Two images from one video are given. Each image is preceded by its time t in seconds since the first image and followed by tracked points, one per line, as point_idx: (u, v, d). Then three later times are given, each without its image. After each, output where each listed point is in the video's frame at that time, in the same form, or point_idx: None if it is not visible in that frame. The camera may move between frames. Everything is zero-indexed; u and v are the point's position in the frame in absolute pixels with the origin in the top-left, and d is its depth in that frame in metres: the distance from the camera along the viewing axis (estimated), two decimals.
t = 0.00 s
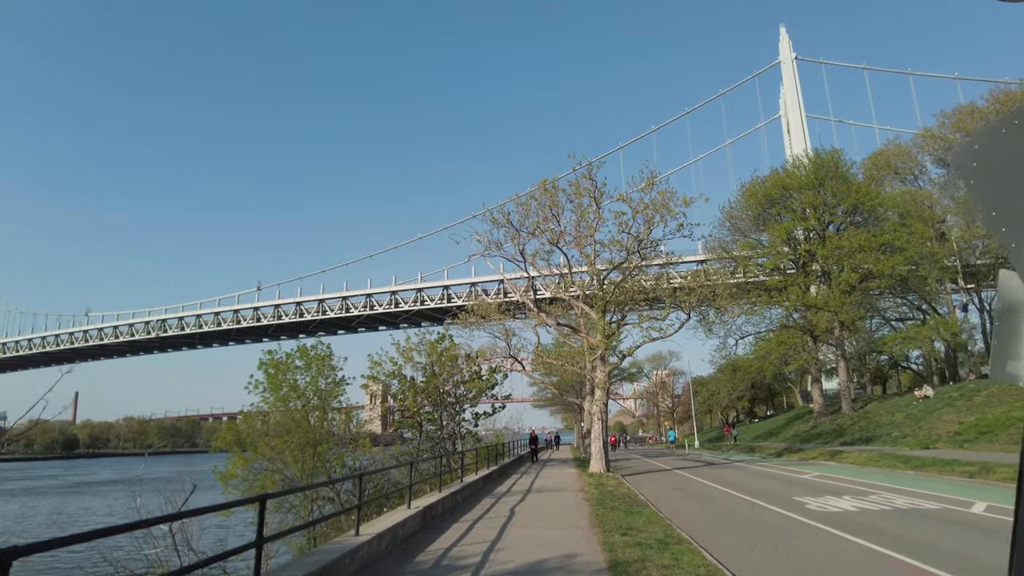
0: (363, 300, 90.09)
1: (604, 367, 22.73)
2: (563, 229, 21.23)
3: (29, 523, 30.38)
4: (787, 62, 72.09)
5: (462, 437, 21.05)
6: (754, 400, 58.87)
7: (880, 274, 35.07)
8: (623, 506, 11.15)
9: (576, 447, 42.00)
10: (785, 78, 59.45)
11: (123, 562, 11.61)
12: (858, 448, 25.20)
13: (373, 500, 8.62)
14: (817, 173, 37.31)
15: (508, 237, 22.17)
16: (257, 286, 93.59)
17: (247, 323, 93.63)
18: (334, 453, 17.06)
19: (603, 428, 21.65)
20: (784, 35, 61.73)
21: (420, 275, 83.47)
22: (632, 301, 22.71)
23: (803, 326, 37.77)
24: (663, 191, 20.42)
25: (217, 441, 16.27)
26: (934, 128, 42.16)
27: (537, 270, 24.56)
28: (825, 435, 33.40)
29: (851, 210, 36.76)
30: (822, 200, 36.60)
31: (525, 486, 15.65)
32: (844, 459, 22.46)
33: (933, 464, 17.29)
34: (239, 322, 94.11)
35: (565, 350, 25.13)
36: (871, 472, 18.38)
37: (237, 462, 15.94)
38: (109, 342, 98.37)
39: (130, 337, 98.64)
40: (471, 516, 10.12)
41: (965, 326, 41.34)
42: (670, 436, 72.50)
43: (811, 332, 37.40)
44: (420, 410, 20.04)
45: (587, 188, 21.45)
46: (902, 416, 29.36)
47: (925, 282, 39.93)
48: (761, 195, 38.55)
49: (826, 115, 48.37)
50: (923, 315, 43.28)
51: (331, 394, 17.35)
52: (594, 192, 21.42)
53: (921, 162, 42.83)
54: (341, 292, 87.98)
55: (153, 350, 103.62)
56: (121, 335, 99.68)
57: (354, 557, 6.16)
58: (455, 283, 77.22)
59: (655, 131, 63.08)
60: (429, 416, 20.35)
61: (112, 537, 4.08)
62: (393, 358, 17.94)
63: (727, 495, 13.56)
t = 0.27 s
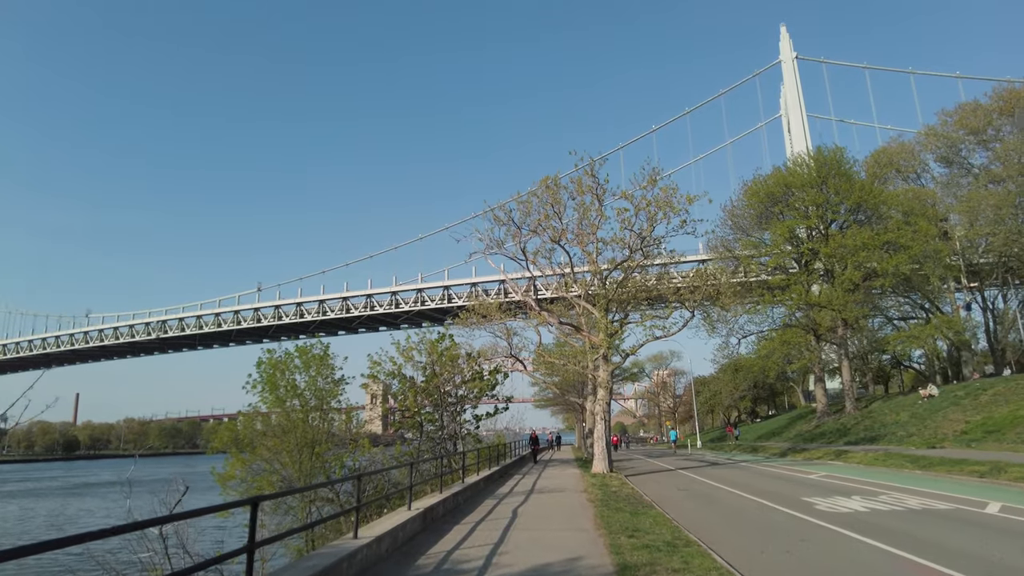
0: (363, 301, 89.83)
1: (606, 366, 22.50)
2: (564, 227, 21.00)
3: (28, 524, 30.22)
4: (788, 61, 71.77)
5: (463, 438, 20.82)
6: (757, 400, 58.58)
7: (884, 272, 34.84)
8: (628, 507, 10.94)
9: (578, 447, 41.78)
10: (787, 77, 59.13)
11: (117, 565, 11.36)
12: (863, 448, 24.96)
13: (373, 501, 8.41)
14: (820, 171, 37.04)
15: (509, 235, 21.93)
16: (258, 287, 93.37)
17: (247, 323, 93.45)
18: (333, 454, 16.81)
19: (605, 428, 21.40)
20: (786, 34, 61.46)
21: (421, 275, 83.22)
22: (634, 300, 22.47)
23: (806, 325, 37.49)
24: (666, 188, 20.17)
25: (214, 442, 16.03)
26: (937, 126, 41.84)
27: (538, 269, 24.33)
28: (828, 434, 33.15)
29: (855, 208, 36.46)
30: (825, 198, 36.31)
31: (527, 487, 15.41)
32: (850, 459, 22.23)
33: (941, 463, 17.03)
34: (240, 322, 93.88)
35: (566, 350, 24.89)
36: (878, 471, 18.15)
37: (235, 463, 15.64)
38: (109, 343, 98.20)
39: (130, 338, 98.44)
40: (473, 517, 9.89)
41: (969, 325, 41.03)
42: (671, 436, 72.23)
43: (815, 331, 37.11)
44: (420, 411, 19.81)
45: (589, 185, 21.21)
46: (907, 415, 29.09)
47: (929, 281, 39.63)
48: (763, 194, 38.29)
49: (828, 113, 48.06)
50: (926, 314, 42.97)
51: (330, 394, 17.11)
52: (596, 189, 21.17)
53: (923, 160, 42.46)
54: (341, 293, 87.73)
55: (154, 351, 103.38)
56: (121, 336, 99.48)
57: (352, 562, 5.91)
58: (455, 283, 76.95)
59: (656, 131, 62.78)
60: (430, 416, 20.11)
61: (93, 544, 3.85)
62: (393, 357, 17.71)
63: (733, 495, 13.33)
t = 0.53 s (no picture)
0: (363, 301, 89.55)
1: (608, 366, 22.21)
2: (566, 225, 20.74)
3: (25, 525, 29.99)
4: (789, 60, 71.53)
5: (463, 438, 20.54)
6: (758, 400, 58.34)
7: (887, 271, 34.58)
8: (632, 510, 10.66)
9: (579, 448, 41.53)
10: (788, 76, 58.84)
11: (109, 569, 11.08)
12: (867, 448, 24.70)
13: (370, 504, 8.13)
14: (823, 169, 36.77)
15: (510, 233, 21.66)
16: (257, 287, 93.11)
17: (246, 324, 93.23)
18: (331, 455, 16.52)
19: (607, 429, 21.12)
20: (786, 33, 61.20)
21: (420, 275, 82.93)
22: (636, 299, 22.20)
23: (809, 324, 37.21)
24: (669, 185, 19.90)
25: (210, 443, 15.76)
26: (940, 124, 41.55)
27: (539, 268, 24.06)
28: (831, 434, 32.89)
29: (858, 206, 36.17)
30: (828, 196, 36.02)
31: (528, 489, 15.15)
32: (855, 459, 21.98)
33: (949, 464, 16.75)
34: (239, 323, 93.61)
35: (568, 349, 24.62)
36: (885, 472, 17.88)
37: (232, 464, 15.34)
38: (109, 344, 97.97)
39: (130, 338, 98.16)
40: (474, 520, 9.60)
41: (972, 324, 40.75)
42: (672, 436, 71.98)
43: (818, 330, 36.81)
44: (420, 411, 19.56)
45: (591, 182, 20.94)
46: (912, 415, 28.80)
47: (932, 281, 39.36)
48: (765, 192, 38.02)
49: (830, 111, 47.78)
50: (929, 313, 42.70)
51: (329, 394, 16.84)
52: (598, 186, 20.89)
53: (926, 159, 42.17)
54: (341, 293, 87.48)
55: (153, 352, 103.09)
56: (121, 336, 99.27)
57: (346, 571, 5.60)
58: (456, 283, 76.70)
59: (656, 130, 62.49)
60: (430, 416, 19.85)
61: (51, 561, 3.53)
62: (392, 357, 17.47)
63: (739, 497, 13.05)
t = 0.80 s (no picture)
0: (364, 299, 89.33)
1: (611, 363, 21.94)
2: (568, 220, 20.49)
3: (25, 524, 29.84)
4: (790, 59, 71.31)
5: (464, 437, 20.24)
6: (761, 399, 58.04)
7: (892, 268, 34.33)
8: (638, 510, 10.41)
9: (581, 447, 41.27)
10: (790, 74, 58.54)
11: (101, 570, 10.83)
12: (873, 447, 24.44)
13: (370, 504, 7.87)
14: (828, 165, 36.50)
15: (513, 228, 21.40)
16: (258, 286, 92.93)
17: (248, 322, 93.12)
18: (330, 453, 16.25)
19: (611, 427, 20.84)
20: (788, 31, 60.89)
21: (421, 274, 82.67)
22: (640, 296, 21.94)
23: (813, 322, 36.92)
24: (674, 179, 19.62)
25: (207, 441, 15.49)
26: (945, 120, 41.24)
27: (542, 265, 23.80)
28: (835, 433, 32.61)
29: (863, 203, 35.91)
30: (832, 192, 35.73)
31: (531, 487, 14.90)
32: (862, 458, 21.73)
33: (959, 464, 16.47)
34: (241, 322, 93.47)
35: (570, 347, 24.36)
36: (894, 471, 17.62)
37: (231, 463, 15.09)
38: (110, 343, 97.85)
39: (131, 337, 97.99)
40: (477, 521, 9.34)
41: (978, 323, 40.40)
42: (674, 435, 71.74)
43: (822, 328, 36.50)
44: (421, 410, 19.30)
45: (595, 177, 20.68)
46: (918, 414, 28.50)
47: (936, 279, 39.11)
48: (770, 188, 37.73)
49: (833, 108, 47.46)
50: (933, 312, 42.36)
51: (328, 392, 16.58)
52: (602, 181, 20.63)
53: (931, 157, 41.86)
54: (342, 292, 87.27)
55: (154, 351, 102.94)
56: (122, 335, 99.20)
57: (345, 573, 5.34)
58: (457, 282, 76.47)
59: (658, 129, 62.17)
60: (431, 414, 19.62)
61: (25, 566, 3.29)
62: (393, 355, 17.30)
63: (747, 497, 12.77)
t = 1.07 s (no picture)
0: (365, 299, 89.06)
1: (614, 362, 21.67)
2: (571, 217, 20.24)
3: (25, 523, 29.67)
4: (792, 57, 70.94)
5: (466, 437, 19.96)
6: (764, 398, 57.75)
7: (897, 267, 34.05)
8: (645, 512, 10.15)
9: (583, 447, 40.95)
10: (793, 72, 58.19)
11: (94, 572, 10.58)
12: (879, 448, 24.17)
13: (369, 507, 7.60)
14: (832, 162, 36.20)
15: (516, 224, 21.14)
16: (259, 285, 92.65)
17: (249, 322, 92.94)
18: (330, 454, 15.99)
19: (615, 427, 20.58)
20: (791, 29, 60.52)
21: (422, 273, 82.42)
22: (644, 294, 21.66)
23: (818, 321, 36.61)
24: (678, 175, 19.36)
25: (205, 441, 15.24)
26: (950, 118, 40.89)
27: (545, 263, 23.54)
28: (840, 433, 32.30)
29: (868, 201, 35.61)
30: (837, 190, 35.43)
31: (534, 488, 14.63)
32: (868, 459, 21.47)
33: (969, 464, 16.19)
34: (241, 321, 93.24)
35: (573, 346, 24.09)
36: (902, 472, 17.35)
37: (229, 463, 14.83)
38: (111, 342, 97.70)
39: (132, 336, 97.79)
40: (479, 524, 9.06)
41: (983, 322, 40.07)
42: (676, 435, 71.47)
43: (826, 327, 36.21)
44: (423, 409, 19.04)
45: (598, 172, 20.43)
46: (924, 414, 28.23)
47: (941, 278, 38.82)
48: (774, 186, 37.44)
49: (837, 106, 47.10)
50: (938, 311, 42.02)
51: (327, 391, 16.32)
52: (606, 177, 20.38)
53: (936, 155, 41.57)
54: (343, 291, 87.02)
55: (156, 350, 102.77)
56: (123, 334, 99.04)
57: None
58: (458, 281, 76.21)
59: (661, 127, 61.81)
60: (432, 414, 19.35)
61: None
62: (393, 354, 17.10)
63: (755, 498, 12.50)
